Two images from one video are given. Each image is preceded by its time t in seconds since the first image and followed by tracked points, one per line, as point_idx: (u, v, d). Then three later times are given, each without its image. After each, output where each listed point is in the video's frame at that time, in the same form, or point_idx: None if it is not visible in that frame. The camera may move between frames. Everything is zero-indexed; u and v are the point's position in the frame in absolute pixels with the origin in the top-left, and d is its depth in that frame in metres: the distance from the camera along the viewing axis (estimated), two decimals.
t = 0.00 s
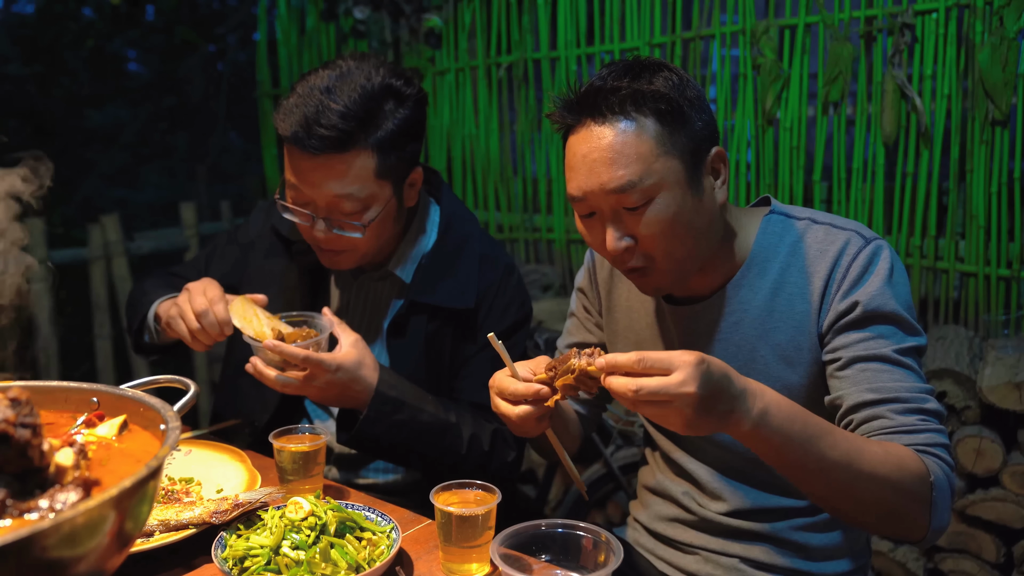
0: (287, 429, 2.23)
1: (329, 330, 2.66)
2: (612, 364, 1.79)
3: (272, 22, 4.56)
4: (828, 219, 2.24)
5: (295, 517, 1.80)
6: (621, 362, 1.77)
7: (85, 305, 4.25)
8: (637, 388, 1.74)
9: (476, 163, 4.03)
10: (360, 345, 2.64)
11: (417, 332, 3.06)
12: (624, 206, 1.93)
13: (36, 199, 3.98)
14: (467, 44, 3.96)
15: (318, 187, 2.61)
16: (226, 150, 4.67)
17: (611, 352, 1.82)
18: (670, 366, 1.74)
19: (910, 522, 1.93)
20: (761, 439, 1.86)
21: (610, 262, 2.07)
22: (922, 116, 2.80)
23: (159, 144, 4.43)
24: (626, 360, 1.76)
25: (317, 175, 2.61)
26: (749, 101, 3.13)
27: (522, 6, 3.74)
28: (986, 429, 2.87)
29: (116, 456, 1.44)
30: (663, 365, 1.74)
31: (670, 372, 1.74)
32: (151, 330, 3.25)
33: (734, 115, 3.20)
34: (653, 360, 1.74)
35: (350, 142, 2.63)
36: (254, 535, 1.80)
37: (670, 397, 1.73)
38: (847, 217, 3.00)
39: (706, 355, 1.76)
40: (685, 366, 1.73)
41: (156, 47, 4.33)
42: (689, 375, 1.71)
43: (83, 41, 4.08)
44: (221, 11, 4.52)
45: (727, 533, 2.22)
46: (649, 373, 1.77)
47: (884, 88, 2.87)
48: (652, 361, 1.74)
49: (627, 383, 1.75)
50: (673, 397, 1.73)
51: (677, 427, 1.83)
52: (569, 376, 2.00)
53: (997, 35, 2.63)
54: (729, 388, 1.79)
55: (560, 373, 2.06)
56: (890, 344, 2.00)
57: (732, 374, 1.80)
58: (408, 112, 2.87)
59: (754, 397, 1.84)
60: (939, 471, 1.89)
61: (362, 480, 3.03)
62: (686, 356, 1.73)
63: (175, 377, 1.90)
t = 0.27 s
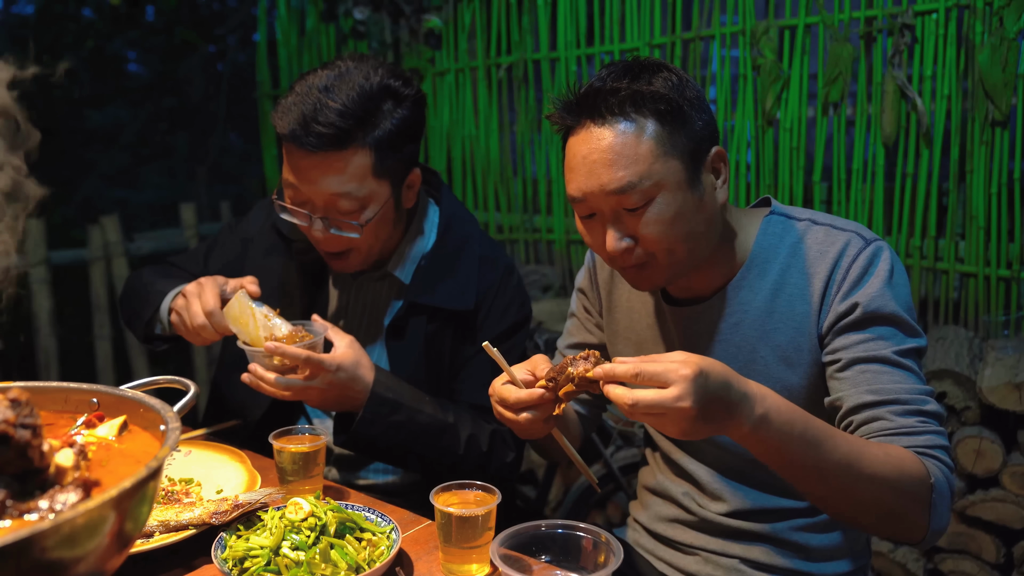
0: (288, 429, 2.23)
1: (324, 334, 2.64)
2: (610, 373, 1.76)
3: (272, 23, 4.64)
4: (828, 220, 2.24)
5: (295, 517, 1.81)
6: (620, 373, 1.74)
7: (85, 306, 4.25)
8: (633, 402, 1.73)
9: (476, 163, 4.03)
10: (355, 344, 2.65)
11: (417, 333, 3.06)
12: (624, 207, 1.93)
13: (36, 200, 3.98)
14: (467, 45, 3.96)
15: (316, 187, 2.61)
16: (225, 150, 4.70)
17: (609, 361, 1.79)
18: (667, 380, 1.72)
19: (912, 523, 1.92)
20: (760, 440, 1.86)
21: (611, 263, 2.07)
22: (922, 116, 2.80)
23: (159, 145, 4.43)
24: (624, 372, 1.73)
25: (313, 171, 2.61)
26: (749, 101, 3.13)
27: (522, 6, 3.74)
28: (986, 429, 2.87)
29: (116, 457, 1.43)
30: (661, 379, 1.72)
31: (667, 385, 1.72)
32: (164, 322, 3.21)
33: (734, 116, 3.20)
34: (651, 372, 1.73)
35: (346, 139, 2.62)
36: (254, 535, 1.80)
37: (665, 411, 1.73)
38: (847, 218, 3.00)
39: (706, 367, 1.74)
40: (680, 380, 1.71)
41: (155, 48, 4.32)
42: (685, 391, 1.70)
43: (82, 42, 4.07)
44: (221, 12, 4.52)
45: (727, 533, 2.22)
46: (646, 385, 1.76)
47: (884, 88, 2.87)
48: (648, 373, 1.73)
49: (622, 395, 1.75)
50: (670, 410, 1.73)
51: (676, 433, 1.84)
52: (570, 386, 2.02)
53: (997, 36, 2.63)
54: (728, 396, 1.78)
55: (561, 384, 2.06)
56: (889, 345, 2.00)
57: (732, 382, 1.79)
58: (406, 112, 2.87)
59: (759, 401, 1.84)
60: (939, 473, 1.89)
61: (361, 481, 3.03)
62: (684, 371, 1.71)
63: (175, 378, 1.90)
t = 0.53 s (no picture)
0: (288, 430, 2.23)
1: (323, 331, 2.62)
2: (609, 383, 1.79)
3: (272, 23, 4.64)
4: (828, 221, 2.24)
5: (295, 518, 1.81)
6: (618, 383, 1.78)
7: (85, 306, 4.25)
8: (631, 416, 1.76)
9: (476, 164, 4.03)
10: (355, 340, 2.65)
11: (416, 333, 3.05)
12: (623, 209, 1.93)
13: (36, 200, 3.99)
14: (467, 45, 3.96)
15: (318, 184, 2.61)
16: (225, 151, 4.70)
17: (607, 369, 1.82)
18: (665, 396, 1.72)
19: (913, 526, 1.93)
20: (761, 446, 1.86)
21: (611, 266, 2.07)
22: (922, 117, 2.80)
23: (159, 145, 4.43)
24: (621, 382, 1.77)
25: (317, 172, 2.61)
26: (749, 102, 3.13)
27: (522, 7, 3.74)
28: (985, 430, 2.87)
29: (115, 457, 1.43)
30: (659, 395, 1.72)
31: (665, 400, 1.73)
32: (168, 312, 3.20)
33: (734, 117, 3.20)
34: (649, 386, 1.74)
35: (348, 142, 2.62)
36: (253, 536, 1.80)
37: (660, 426, 1.75)
38: (847, 219, 3.00)
39: (707, 380, 1.73)
40: (679, 397, 1.71)
41: (155, 49, 4.32)
42: (683, 408, 1.71)
43: (83, 42, 4.06)
44: (221, 12, 4.52)
45: (727, 534, 2.22)
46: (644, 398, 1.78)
47: (884, 89, 2.87)
48: (646, 387, 1.74)
49: (619, 407, 1.77)
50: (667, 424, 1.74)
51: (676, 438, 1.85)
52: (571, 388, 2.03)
53: (997, 36, 2.63)
54: (729, 407, 1.78)
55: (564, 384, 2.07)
56: (889, 347, 2.00)
57: (733, 394, 1.78)
58: (410, 114, 2.87)
59: (761, 409, 1.83)
60: (939, 476, 1.89)
61: (362, 481, 3.03)
62: (683, 388, 1.71)
63: (175, 378, 1.90)
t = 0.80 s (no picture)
0: (288, 430, 2.23)
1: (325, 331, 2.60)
2: (607, 382, 1.80)
3: (272, 24, 4.64)
4: (826, 223, 2.24)
5: (295, 518, 1.81)
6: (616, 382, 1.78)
7: (85, 306, 4.25)
8: (626, 417, 1.76)
9: (476, 164, 4.03)
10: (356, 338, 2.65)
11: (416, 334, 3.05)
12: (621, 211, 1.93)
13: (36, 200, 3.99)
14: (467, 45, 3.96)
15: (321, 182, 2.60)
16: (225, 150, 4.69)
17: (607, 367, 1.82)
18: (660, 399, 1.72)
19: (909, 528, 1.93)
20: (758, 447, 1.86)
21: (610, 268, 2.07)
22: (922, 117, 2.81)
23: (159, 146, 4.43)
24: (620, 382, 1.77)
25: (325, 172, 2.60)
26: (749, 102, 3.13)
27: (522, 7, 3.74)
28: (986, 430, 2.87)
29: (115, 457, 1.43)
30: (655, 398, 1.73)
31: (661, 403, 1.73)
32: (168, 304, 3.21)
33: (734, 117, 3.20)
34: (646, 388, 1.74)
35: (356, 143, 2.62)
36: (254, 536, 1.80)
37: (656, 429, 1.75)
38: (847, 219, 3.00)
39: (704, 386, 1.72)
40: (675, 402, 1.71)
41: (155, 49, 4.33)
42: (678, 413, 1.71)
43: (83, 42, 4.07)
44: (222, 13, 4.52)
45: (727, 535, 2.22)
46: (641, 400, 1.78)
47: (884, 89, 2.87)
48: (644, 389, 1.74)
49: (615, 407, 1.78)
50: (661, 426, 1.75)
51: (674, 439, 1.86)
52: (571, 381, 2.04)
53: (997, 37, 2.63)
54: (727, 410, 1.77)
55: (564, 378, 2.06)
56: (887, 348, 2.00)
57: (732, 398, 1.77)
58: (418, 117, 2.88)
59: (760, 411, 1.83)
60: (938, 479, 1.89)
61: (362, 481, 3.03)
62: (679, 393, 1.71)
63: (175, 379, 1.89)
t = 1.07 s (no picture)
0: (288, 431, 2.23)
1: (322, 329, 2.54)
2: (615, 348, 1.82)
3: (272, 24, 4.64)
4: (824, 224, 2.23)
5: (296, 519, 1.81)
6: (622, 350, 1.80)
7: (85, 307, 4.25)
8: (626, 386, 1.78)
9: (476, 165, 4.03)
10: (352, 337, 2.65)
11: (416, 336, 3.06)
12: (619, 218, 1.93)
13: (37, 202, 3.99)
14: (467, 46, 3.96)
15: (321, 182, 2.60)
16: (225, 151, 4.69)
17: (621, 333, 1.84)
18: (660, 373, 1.74)
19: (906, 526, 1.92)
20: (756, 432, 1.86)
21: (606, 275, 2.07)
22: (922, 117, 2.81)
23: (159, 147, 4.42)
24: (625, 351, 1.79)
25: (331, 175, 2.60)
26: (749, 102, 3.13)
27: (522, 8, 3.74)
28: (987, 430, 2.87)
29: (117, 459, 1.43)
30: (655, 370, 1.74)
31: (660, 377, 1.75)
32: (175, 309, 3.21)
33: (734, 117, 3.20)
34: (649, 361, 1.76)
35: (365, 147, 2.61)
36: (255, 537, 1.79)
37: (654, 401, 1.76)
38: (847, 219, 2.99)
39: (705, 365, 1.72)
40: (673, 378, 1.72)
41: (155, 49, 4.33)
42: (674, 390, 1.72)
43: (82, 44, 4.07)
44: (221, 14, 4.53)
45: (728, 535, 2.22)
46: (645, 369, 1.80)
47: (884, 89, 2.87)
48: (648, 360, 1.76)
49: (617, 375, 1.80)
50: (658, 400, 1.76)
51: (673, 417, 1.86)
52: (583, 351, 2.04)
53: (997, 36, 2.63)
54: (725, 392, 1.77)
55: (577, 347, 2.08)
56: (885, 349, 2.00)
57: (732, 381, 1.77)
58: (424, 122, 2.88)
59: (761, 396, 1.83)
60: (936, 479, 1.89)
61: (364, 482, 3.03)
62: (678, 369, 1.71)
63: (176, 380, 1.89)
